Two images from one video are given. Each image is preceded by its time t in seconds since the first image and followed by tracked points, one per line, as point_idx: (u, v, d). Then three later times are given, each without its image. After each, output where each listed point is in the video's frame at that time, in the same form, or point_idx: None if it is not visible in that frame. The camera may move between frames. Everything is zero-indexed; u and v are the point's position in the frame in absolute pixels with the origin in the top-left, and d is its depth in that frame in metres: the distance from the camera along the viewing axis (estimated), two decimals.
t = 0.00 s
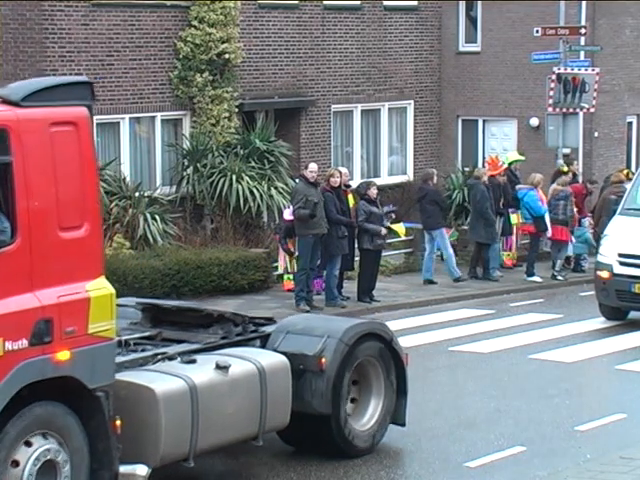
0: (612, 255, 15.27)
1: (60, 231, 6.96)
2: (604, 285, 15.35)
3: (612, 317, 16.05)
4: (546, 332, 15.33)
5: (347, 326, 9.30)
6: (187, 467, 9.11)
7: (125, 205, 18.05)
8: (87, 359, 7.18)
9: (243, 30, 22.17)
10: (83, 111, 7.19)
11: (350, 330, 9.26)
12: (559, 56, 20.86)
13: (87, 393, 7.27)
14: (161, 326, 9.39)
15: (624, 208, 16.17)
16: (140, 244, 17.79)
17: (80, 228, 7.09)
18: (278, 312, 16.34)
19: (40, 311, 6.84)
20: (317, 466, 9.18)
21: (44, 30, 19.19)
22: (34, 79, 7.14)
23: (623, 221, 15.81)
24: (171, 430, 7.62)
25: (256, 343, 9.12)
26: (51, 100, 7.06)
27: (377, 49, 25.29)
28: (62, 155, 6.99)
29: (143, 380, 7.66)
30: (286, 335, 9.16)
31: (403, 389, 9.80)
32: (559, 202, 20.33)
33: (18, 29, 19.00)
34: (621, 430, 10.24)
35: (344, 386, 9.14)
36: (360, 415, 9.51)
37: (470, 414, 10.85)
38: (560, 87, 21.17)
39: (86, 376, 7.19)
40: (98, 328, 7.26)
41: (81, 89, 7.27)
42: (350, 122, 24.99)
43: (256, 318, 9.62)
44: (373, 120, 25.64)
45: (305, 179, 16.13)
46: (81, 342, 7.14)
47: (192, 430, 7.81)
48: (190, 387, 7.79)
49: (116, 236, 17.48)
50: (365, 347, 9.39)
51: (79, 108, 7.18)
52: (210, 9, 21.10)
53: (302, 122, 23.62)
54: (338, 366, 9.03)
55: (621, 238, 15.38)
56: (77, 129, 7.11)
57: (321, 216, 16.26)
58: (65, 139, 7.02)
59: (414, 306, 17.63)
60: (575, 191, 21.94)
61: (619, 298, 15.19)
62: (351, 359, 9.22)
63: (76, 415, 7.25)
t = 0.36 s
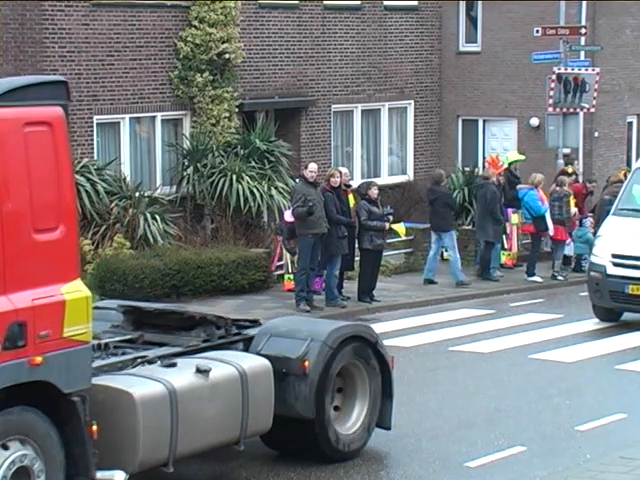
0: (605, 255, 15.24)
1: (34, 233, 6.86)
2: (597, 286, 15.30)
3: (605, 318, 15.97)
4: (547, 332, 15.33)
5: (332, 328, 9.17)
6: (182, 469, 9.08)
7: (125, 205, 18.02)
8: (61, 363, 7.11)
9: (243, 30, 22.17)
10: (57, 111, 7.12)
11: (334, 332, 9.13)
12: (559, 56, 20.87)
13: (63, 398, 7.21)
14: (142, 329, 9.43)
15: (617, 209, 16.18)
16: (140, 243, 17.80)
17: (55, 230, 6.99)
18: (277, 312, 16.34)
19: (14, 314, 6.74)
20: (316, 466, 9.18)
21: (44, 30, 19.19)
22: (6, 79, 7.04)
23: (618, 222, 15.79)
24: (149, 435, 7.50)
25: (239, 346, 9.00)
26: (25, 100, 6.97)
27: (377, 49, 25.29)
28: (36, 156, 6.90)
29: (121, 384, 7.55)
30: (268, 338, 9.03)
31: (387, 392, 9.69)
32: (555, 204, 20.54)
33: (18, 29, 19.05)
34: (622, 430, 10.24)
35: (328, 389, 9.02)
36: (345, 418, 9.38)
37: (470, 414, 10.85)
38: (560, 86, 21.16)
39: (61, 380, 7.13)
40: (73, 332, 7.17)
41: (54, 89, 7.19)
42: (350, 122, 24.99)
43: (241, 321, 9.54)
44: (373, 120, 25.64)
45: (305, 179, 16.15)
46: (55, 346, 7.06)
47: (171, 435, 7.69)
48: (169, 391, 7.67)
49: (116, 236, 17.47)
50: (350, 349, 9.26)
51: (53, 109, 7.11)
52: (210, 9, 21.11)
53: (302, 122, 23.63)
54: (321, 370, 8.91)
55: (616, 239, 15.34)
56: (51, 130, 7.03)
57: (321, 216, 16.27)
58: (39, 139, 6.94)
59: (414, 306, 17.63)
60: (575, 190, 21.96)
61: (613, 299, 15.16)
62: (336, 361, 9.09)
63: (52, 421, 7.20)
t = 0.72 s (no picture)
0: (596, 256, 15.22)
1: (8, 235, 6.76)
2: (587, 288, 15.26)
3: (595, 320, 15.83)
4: (547, 332, 15.33)
5: (315, 332, 9.07)
6: (178, 471, 9.05)
7: (125, 204, 18.00)
8: (37, 369, 6.99)
9: (243, 30, 22.18)
10: (32, 111, 7.03)
11: (317, 335, 9.03)
12: (558, 56, 20.86)
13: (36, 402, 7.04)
14: (122, 332, 9.35)
15: (609, 210, 16.06)
16: (139, 243, 17.81)
17: (30, 232, 6.90)
18: (277, 312, 16.32)
19: None
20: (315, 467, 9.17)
21: (44, 30, 19.19)
22: None
23: (608, 224, 15.72)
24: (127, 439, 7.43)
25: (221, 349, 8.91)
26: None
27: (377, 49, 25.30)
28: (9, 156, 6.81)
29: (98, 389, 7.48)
30: (251, 341, 8.94)
31: (372, 396, 9.59)
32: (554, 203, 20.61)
33: (18, 29, 19.04)
34: (621, 430, 10.24)
35: (311, 393, 8.91)
36: (328, 423, 9.26)
37: (470, 414, 10.85)
38: (560, 86, 21.13)
39: (34, 385, 6.98)
40: (48, 336, 7.06)
41: (29, 88, 7.10)
42: (350, 122, 25.00)
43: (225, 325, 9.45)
44: (373, 120, 25.64)
45: (303, 179, 16.19)
46: (30, 350, 6.95)
47: (150, 440, 7.63)
48: (148, 396, 7.60)
49: (115, 236, 17.46)
50: (334, 352, 9.16)
51: (28, 109, 7.02)
52: (210, 9, 21.13)
53: (302, 122, 23.63)
54: (304, 373, 8.81)
55: (607, 240, 15.29)
56: (25, 130, 6.94)
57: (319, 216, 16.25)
58: (13, 139, 6.85)
59: (414, 306, 17.63)
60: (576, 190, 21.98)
61: (603, 301, 15.13)
62: (319, 364, 8.99)
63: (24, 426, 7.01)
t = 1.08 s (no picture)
0: (586, 258, 14.95)
1: None
2: (578, 290, 15.02)
3: (585, 321, 15.60)
4: (547, 332, 15.32)
5: (297, 335, 8.91)
6: (173, 472, 9.03)
7: (125, 204, 17.97)
8: (9, 372, 6.91)
9: (243, 30, 22.18)
10: (5, 111, 6.96)
11: (300, 338, 8.87)
12: (558, 56, 20.86)
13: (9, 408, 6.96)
14: (102, 335, 9.24)
15: (600, 211, 15.78)
16: (139, 243, 17.79)
17: (3, 234, 6.84)
18: (277, 312, 16.32)
19: None
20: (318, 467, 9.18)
21: (44, 30, 19.18)
22: None
23: (599, 225, 15.41)
24: (103, 445, 7.28)
25: (202, 352, 8.81)
26: None
27: (377, 49, 25.32)
28: None
29: (74, 393, 7.33)
30: (233, 344, 8.82)
31: (357, 399, 9.43)
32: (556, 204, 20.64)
33: (18, 29, 19.04)
34: (621, 430, 10.24)
35: (293, 397, 8.76)
36: (312, 427, 9.11)
37: (470, 414, 10.85)
38: (560, 86, 21.12)
39: (8, 390, 6.91)
40: (22, 340, 7.00)
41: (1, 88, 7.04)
42: (350, 122, 25.01)
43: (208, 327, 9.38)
44: (373, 120, 25.65)
45: (302, 179, 16.27)
46: (4, 355, 6.88)
47: (128, 445, 7.46)
48: (125, 400, 7.45)
49: (115, 236, 17.45)
50: (317, 355, 9.00)
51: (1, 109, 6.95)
52: (210, 9, 21.13)
53: (302, 122, 23.64)
54: (286, 377, 8.65)
55: (597, 240, 15.04)
56: None
57: (317, 216, 16.29)
58: None
59: (414, 306, 17.63)
60: (575, 190, 22.05)
61: (594, 303, 14.88)
62: (302, 368, 8.83)
63: None
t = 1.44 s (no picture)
0: (575, 259, 14.78)
1: None
2: (567, 292, 14.86)
3: (576, 324, 15.47)
4: (547, 332, 15.32)
5: (280, 337, 8.83)
6: (167, 474, 9.01)
7: (125, 204, 17.92)
8: None
9: (243, 30, 22.19)
10: None
11: (282, 341, 8.79)
12: (558, 56, 20.86)
13: None
14: (81, 339, 9.16)
15: (589, 212, 15.53)
16: (139, 244, 17.77)
17: None
18: (277, 313, 16.32)
19: None
20: (320, 467, 9.21)
21: (44, 30, 19.20)
22: None
23: (589, 225, 15.20)
24: (79, 450, 7.23)
25: (184, 355, 8.87)
26: None
27: (377, 49, 25.31)
28: None
29: (50, 398, 7.29)
30: (214, 348, 8.74)
31: (341, 404, 9.35)
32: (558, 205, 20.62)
33: (18, 29, 19.14)
34: (621, 430, 10.24)
35: (275, 401, 8.68)
36: (295, 432, 9.03)
37: (470, 414, 10.85)
38: (560, 86, 21.15)
39: None
40: None
41: None
42: (350, 122, 25.00)
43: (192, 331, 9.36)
44: (373, 120, 25.64)
45: (301, 179, 16.27)
46: None
47: (105, 451, 7.40)
48: (101, 405, 7.40)
49: (115, 236, 17.44)
50: (300, 358, 8.93)
51: None
52: (210, 9, 21.13)
53: (302, 122, 23.65)
54: (268, 381, 8.56)
55: (587, 241, 14.84)
56: None
57: (317, 217, 16.30)
58: None
59: (414, 306, 17.62)
60: (575, 191, 22.00)
61: (584, 305, 14.73)
62: (284, 372, 8.76)
63: None
